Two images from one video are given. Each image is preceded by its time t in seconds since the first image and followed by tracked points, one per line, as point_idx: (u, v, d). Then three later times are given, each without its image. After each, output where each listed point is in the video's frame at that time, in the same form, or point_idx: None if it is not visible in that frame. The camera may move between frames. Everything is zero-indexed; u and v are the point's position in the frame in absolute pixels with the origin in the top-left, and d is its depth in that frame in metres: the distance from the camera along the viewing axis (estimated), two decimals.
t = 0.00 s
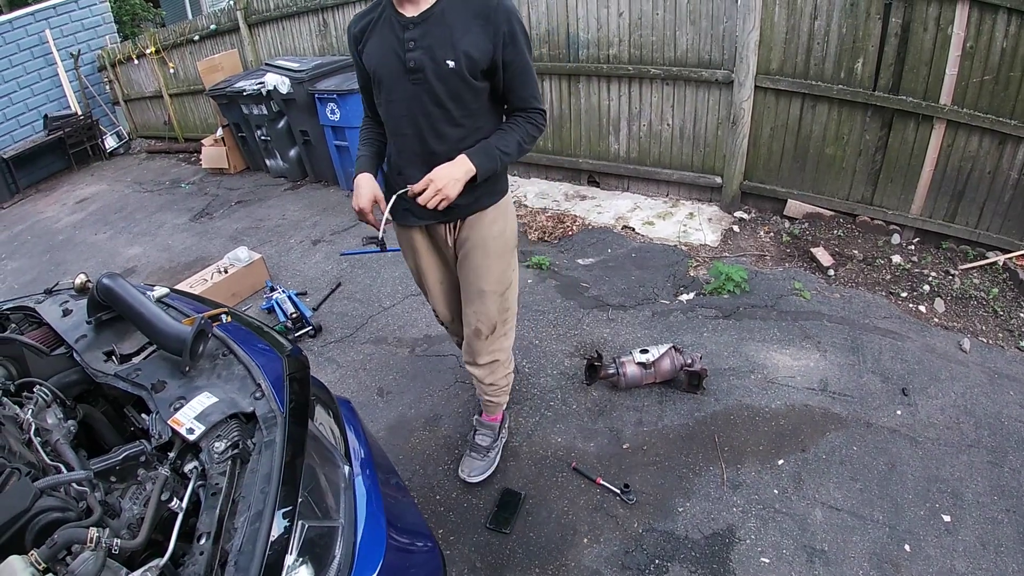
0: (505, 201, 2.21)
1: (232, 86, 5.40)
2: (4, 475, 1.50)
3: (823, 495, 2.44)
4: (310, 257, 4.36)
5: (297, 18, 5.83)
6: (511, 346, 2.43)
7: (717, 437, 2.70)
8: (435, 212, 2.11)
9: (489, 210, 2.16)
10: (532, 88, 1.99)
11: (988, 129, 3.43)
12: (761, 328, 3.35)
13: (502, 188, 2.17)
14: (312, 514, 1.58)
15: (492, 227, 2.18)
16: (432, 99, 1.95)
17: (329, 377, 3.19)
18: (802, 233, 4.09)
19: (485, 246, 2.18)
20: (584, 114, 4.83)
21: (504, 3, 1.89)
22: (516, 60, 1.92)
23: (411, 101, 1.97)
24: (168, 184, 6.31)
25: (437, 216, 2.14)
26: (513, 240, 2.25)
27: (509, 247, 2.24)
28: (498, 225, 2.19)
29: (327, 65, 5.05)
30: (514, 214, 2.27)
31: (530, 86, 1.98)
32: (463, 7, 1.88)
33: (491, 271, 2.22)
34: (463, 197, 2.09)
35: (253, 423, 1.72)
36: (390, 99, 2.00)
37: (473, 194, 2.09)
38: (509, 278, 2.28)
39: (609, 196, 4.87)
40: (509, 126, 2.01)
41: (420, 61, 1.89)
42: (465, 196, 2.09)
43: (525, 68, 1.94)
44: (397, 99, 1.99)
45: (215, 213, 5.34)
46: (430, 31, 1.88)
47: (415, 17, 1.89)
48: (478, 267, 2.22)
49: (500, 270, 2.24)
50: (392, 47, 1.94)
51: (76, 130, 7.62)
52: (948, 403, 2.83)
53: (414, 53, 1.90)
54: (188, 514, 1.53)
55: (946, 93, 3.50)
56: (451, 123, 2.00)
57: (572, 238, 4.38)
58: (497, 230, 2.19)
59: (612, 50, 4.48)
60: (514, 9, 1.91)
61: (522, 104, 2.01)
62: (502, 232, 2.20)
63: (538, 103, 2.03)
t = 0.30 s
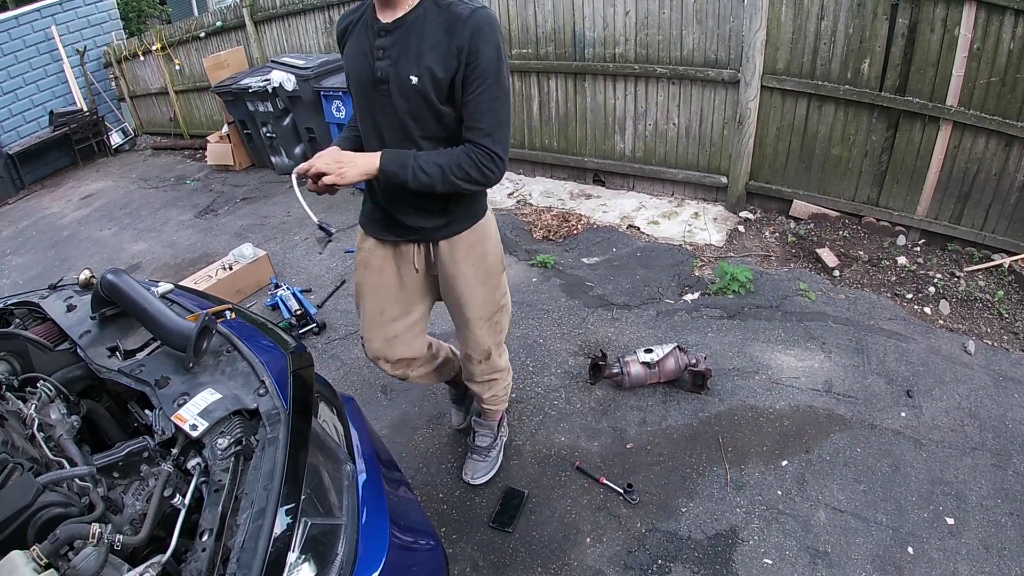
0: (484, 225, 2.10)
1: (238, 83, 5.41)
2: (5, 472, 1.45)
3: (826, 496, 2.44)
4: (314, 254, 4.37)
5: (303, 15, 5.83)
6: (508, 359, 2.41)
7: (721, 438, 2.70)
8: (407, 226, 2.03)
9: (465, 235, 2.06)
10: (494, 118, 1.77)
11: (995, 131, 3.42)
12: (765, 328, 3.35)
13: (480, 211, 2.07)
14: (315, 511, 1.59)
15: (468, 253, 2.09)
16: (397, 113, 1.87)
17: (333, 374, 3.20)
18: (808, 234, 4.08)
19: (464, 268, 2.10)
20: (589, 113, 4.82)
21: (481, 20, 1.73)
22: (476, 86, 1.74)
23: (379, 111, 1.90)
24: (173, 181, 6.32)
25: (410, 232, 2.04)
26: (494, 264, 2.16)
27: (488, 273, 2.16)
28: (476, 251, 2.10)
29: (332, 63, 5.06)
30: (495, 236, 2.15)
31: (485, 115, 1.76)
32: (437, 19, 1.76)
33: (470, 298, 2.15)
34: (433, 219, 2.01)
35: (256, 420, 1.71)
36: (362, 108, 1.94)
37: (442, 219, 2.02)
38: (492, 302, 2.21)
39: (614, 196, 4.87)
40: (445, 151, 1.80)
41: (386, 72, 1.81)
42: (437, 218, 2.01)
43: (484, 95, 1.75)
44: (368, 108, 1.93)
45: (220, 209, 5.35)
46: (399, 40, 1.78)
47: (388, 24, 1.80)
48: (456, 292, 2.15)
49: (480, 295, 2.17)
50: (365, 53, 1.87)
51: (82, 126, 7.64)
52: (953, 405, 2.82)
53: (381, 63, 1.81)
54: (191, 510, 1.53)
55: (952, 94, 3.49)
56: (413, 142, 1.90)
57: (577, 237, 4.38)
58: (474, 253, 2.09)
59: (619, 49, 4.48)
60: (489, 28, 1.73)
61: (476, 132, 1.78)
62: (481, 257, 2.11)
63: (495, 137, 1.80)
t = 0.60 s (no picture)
0: (440, 250, 2.04)
1: (243, 82, 5.42)
2: (8, 472, 1.47)
3: (831, 497, 2.43)
4: (319, 253, 4.38)
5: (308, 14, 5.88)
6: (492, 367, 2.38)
7: (726, 438, 2.69)
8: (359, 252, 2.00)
9: (419, 261, 2.02)
10: (378, 134, 1.57)
11: (1001, 131, 3.40)
12: (770, 329, 3.34)
13: (435, 235, 2.02)
14: (320, 511, 1.59)
15: (423, 277, 2.05)
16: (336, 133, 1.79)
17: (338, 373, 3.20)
18: (813, 234, 4.07)
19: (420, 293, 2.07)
20: (594, 113, 4.82)
21: (383, 26, 1.59)
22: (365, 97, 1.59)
23: (321, 131, 1.83)
24: (177, 180, 6.33)
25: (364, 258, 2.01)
26: (453, 288, 2.11)
27: (446, 297, 2.12)
28: (431, 276, 2.06)
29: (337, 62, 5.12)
30: (454, 260, 2.09)
31: (366, 128, 1.57)
32: (350, 28, 1.65)
33: (430, 320, 2.13)
34: (387, 244, 1.96)
35: (260, 419, 1.72)
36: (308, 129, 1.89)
37: (394, 243, 1.96)
38: (456, 322, 2.18)
39: (618, 196, 4.86)
40: (325, 164, 1.64)
41: (317, 91, 1.74)
42: (390, 243, 1.96)
43: (369, 106, 1.57)
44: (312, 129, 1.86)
45: (225, 209, 5.36)
46: (323, 57, 1.69)
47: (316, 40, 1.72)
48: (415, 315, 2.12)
49: (440, 318, 2.14)
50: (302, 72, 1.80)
51: (87, 126, 7.66)
52: (958, 406, 2.81)
53: (313, 82, 1.74)
54: (194, 510, 1.53)
55: (958, 94, 3.48)
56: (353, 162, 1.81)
57: (581, 236, 4.37)
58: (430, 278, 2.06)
59: (623, 48, 4.48)
60: (387, 35, 1.57)
61: (356, 148, 1.59)
62: (438, 281, 2.08)
63: (377, 155, 1.59)
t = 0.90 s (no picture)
0: (372, 264, 1.92)
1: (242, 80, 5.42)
2: (7, 471, 1.43)
3: (828, 498, 2.43)
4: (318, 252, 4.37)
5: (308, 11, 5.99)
6: (434, 399, 2.22)
7: (724, 438, 2.70)
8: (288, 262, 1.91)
9: (348, 275, 1.90)
10: (235, 146, 1.49)
11: (999, 134, 3.40)
12: (769, 329, 3.34)
13: (367, 248, 1.91)
14: (322, 510, 1.58)
15: (355, 294, 1.92)
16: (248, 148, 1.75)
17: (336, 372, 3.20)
18: (812, 235, 4.07)
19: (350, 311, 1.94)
20: (593, 113, 4.82)
21: (252, 35, 1.51)
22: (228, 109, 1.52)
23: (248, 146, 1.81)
24: (176, 177, 6.32)
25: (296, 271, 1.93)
26: (388, 308, 1.98)
27: (382, 316, 1.98)
28: (364, 293, 1.93)
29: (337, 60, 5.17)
30: (390, 277, 1.98)
31: (228, 138, 1.49)
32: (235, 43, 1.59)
33: (362, 342, 1.98)
34: (312, 253, 1.86)
35: (261, 419, 1.71)
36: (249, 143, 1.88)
37: (320, 252, 1.86)
38: (391, 348, 2.04)
39: (618, 196, 4.86)
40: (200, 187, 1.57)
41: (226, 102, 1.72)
42: (315, 252, 1.86)
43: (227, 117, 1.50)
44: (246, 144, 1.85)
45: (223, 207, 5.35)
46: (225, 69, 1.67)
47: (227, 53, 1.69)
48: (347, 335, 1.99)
49: (374, 341, 2.00)
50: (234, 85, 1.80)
51: (86, 123, 7.65)
52: (955, 408, 2.82)
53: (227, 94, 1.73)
54: (194, 509, 1.53)
55: (957, 96, 3.48)
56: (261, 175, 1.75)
57: (580, 236, 4.37)
58: (361, 295, 1.93)
59: (624, 48, 4.47)
60: (252, 43, 1.50)
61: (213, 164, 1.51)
62: (371, 299, 1.94)
63: (237, 165, 1.50)
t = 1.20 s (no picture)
0: (356, 266, 1.96)
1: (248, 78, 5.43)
2: (12, 464, 1.45)
3: (829, 503, 2.43)
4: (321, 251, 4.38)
5: (315, 10, 6.01)
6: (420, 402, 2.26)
7: (726, 442, 2.70)
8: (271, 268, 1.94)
9: (333, 278, 1.94)
10: (213, 145, 1.49)
11: (1004, 141, 3.41)
12: (772, 334, 3.35)
13: (349, 251, 1.95)
14: (327, 508, 1.59)
15: (342, 298, 1.96)
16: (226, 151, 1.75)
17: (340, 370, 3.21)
18: (815, 241, 4.07)
19: (337, 314, 1.98)
20: (599, 116, 4.83)
21: (217, 35, 1.53)
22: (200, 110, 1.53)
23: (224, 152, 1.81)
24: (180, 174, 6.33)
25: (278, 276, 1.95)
26: (373, 310, 2.02)
27: (368, 318, 2.02)
28: (350, 296, 1.97)
29: (344, 59, 5.23)
30: (375, 278, 2.02)
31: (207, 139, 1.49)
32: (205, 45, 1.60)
33: (348, 344, 2.02)
34: (295, 258, 1.89)
35: (267, 416, 1.72)
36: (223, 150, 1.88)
37: (303, 256, 1.89)
38: (377, 349, 2.08)
39: (622, 198, 4.87)
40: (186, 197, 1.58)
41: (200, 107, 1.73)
42: (299, 257, 1.89)
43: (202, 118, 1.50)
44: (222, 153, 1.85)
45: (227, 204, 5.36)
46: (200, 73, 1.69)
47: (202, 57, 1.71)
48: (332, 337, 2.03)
49: (362, 343, 2.04)
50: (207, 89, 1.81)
51: (91, 118, 7.66)
52: (957, 414, 2.82)
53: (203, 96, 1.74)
54: (199, 506, 1.53)
55: (963, 103, 3.48)
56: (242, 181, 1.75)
57: (584, 238, 4.38)
58: (346, 299, 1.97)
59: (630, 51, 4.48)
60: (218, 42, 1.51)
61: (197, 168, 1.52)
62: (356, 301, 1.98)
63: (218, 163, 1.50)
